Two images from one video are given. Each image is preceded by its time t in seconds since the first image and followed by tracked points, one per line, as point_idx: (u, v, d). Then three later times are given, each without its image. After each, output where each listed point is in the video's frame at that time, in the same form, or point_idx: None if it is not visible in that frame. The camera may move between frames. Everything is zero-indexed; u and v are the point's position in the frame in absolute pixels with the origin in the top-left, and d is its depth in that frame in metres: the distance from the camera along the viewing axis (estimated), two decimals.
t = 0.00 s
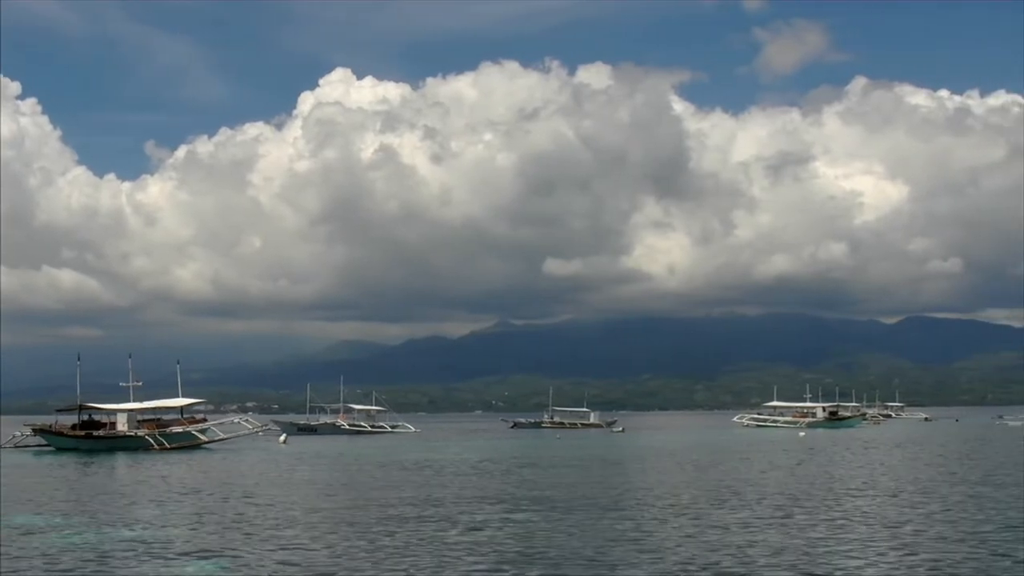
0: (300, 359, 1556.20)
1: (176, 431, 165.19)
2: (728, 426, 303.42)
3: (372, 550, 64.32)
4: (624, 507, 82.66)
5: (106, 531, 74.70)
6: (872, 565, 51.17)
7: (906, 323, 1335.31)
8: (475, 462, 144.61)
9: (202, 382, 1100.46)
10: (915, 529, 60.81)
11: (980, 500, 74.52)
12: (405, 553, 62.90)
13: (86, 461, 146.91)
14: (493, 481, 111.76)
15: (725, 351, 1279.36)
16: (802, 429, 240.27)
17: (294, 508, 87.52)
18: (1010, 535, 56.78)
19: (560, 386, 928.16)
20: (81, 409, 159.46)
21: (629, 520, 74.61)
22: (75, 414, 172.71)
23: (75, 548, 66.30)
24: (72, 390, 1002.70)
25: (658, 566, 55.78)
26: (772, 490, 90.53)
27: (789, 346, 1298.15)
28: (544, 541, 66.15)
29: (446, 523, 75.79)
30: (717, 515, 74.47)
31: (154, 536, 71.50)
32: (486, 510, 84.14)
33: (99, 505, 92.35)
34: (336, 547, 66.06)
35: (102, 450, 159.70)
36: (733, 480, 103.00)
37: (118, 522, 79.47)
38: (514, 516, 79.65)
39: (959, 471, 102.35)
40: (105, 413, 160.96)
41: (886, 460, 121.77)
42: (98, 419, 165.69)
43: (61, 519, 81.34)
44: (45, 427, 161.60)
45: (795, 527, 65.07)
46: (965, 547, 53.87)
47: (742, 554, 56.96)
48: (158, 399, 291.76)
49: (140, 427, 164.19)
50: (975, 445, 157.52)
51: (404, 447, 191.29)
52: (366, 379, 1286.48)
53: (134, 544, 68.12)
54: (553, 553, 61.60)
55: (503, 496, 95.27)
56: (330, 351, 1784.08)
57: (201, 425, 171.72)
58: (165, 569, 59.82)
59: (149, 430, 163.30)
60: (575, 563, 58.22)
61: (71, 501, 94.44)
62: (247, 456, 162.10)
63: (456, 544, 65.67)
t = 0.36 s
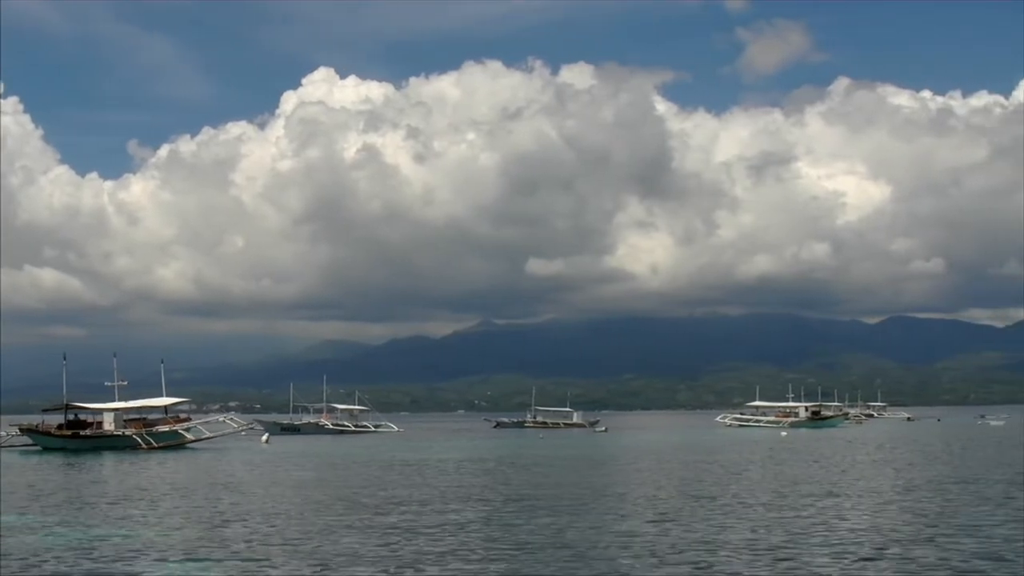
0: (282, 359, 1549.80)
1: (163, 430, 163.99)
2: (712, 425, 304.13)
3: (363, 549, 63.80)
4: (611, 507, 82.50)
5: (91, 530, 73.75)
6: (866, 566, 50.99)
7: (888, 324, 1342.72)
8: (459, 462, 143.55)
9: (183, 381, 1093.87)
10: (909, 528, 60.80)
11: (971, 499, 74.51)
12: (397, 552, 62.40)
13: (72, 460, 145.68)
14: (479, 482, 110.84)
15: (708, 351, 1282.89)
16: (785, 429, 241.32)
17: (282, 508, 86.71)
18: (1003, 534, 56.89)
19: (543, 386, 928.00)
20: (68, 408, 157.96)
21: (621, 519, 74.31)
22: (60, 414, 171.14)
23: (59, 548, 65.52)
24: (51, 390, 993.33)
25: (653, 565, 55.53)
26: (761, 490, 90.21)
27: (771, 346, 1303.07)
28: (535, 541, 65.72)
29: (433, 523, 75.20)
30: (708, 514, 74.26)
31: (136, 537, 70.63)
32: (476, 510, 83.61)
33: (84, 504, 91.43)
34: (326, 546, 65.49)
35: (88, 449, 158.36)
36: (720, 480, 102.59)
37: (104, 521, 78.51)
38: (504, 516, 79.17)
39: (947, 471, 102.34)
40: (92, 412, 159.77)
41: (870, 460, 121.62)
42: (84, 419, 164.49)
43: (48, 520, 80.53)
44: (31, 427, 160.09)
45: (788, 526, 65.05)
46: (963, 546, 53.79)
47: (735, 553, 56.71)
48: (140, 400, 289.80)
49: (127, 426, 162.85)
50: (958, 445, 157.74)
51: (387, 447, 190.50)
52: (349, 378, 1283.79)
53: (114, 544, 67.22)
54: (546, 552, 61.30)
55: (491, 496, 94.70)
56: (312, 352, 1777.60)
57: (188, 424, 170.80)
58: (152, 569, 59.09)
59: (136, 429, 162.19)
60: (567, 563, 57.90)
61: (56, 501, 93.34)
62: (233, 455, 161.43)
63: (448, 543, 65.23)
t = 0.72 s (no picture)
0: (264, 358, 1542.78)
1: (150, 429, 162.92)
2: (694, 425, 304.90)
3: (347, 550, 63.39)
4: (596, 507, 82.13)
5: (74, 531, 72.84)
6: (849, 565, 51.08)
7: (870, 324, 1348.15)
8: (442, 462, 142.59)
9: (163, 381, 1087.39)
10: (894, 529, 60.68)
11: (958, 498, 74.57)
12: (382, 551, 61.88)
13: (58, 459, 144.34)
14: (462, 481, 110.10)
15: (691, 351, 1285.25)
16: (768, 428, 242.20)
17: (263, 509, 86.01)
18: (990, 533, 56.98)
19: (526, 386, 927.05)
20: (54, 408, 156.54)
21: (608, 519, 73.99)
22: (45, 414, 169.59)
23: (43, 547, 64.88)
24: (29, 390, 984.22)
25: (638, 565, 55.35)
26: (744, 490, 90.00)
27: (754, 346, 1308.48)
28: (520, 541, 65.40)
29: (416, 524, 74.46)
30: (693, 514, 74.00)
31: (118, 536, 69.81)
32: (459, 510, 83.10)
33: (68, 504, 90.41)
34: (308, 547, 64.89)
35: (75, 449, 157.06)
36: (702, 480, 102.12)
37: (83, 522, 77.39)
38: (490, 515, 78.65)
39: (929, 471, 102.28)
40: (78, 411, 158.38)
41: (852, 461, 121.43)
42: (70, 418, 163.02)
43: (32, 519, 79.59)
44: (16, 427, 158.64)
45: (772, 527, 64.81)
46: (947, 547, 54.00)
47: (720, 553, 56.42)
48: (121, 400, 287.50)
49: (114, 426, 161.65)
50: (940, 445, 157.42)
51: (372, 447, 189.65)
52: (332, 378, 1280.49)
53: (97, 544, 66.58)
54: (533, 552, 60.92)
55: (474, 496, 93.99)
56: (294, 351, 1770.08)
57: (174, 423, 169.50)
58: (136, 569, 58.46)
59: (122, 429, 160.95)
60: (551, 563, 57.53)
61: (40, 501, 92.39)
62: (219, 455, 160.45)
63: (433, 544, 64.81)
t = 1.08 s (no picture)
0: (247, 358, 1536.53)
1: (137, 429, 162.11)
2: (677, 425, 305.42)
3: (325, 549, 62.68)
4: (578, 507, 81.69)
5: (52, 531, 71.86)
6: (828, 567, 50.80)
7: (853, 325, 1353.42)
8: (423, 463, 141.40)
9: (145, 380, 1080.66)
10: (875, 529, 60.49)
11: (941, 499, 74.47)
12: (360, 552, 61.23)
13: (44, 459, 143.32)
14: (442, 481, 109.32)
15: (674, 351, 1288.03)
16: (751, 428, 243.13)
17: (240, 508, 85.14)
18: (970, 534, 56.87)
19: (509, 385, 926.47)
20: (40, 408, 155.52)
21: (589, 519, 73.44)
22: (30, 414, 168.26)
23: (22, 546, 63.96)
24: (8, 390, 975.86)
25: (617, 566, 54.93)
26: (725, 490, 89.63)
27: (736, 346, 1312.87)
28: (500, 542, 64.70)
29: (396, 524, 73.60)
30: (674, 514, 73.58)
31: (96, 536, 68.93)
32: (438, 510, 82.50)
33: (46, 504, 89.31)
34: (286, 546, 64.32)
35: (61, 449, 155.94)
36: (683, 480, 101.72)
37: (57, 522, 76.42)
38: (470, 515, 78.12)
39: (910, 471, 102.13)
40: (64, 411, 157.41)
41: (834, 461, 121.19)
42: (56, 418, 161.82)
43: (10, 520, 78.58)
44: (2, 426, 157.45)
45: (754, 527, 64.49)
46: (927, 547, 53.83)
47: (704, 554, 56.12)
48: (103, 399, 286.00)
49: (101, 426, 160.80)
50: (923, 445, 157.00)
51: (356, 446, 188.94)
52: (314, 377, 1275.97)
53: (75, 544, 65.78)
54: (512, 552, 60.37)
55: (455, 496, 93.38)
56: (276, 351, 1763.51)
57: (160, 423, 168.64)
58: (108, 570, 57.53)
59: (109, 429, 160.01)
60: (529, 564, 56.94)
61: (19, 501, 91.26)
62: (205, 455, 159.80)
63: (411, 545, 64.14)
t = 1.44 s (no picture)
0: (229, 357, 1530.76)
1: (125, 429, 161.46)
2: (660, 425, 306.13)
3: (313, 551, 61.99)
4: (567, 507, 81.07)
5: (34, 532, 70.66)
6: (822, 565, 50.76)
7: (836, 325, 1359.54)
8: (405, 462, 140.35)
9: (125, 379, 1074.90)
10: (865, 528, 60.53)
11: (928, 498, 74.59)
12: (349, 553, 60.57)
13: (32, 459, 142.40)
14: (425, 481, 108.62)
15: (657, 351, 1292.00)
16: (735, 427, 244.09)
17: (226, 508, 84.26)
18: (962, 533, 56.91)
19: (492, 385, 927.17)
20: (27, 407, 154.38)
21: (578, 519, 73.08)
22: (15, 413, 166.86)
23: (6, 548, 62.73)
24: None
25: (611, 565, 54.57)
26: (711, 489, 89.45)
27: (719, 346, 1316.90)
28: (489, 542, 64.21)
29: (381, 525, 72.92)
30: (662, 513, 73.27)
31: (78, 536, 67.77)
32: (425, 510, 81.94)
33: (28, 504, 87.92)
34: (278, 547, 63.48)
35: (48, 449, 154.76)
36: (667, 479, 101.51)
37: (39, 522, 75.10)
38: (457, 515, 77.66)
39: (894, 471, 102.32)
40: (52, 411, 156.47)
41: (816, 460, 121.12)
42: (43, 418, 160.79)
43: None
44: None
45: (744, 527, 64.41)
46: (917, 547, 53.92)
47: (697, 553, 55.89)
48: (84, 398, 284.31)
49: (89, 426, 159.72)
50: (905, 444, 157.13)
51: (340, 446, 188.53)
52: (297, 377, 1270.64)
53: (58, 546, 64.52)
54: (503, 553, 59.89)
55: (440, 496, 92.72)
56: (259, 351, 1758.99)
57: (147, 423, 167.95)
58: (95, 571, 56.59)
59: (97, 429, 159.33)
60: (520, 564, 56.52)
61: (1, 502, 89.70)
62: (192, 455, 159.20)
63: (401, 545, 63.51)
